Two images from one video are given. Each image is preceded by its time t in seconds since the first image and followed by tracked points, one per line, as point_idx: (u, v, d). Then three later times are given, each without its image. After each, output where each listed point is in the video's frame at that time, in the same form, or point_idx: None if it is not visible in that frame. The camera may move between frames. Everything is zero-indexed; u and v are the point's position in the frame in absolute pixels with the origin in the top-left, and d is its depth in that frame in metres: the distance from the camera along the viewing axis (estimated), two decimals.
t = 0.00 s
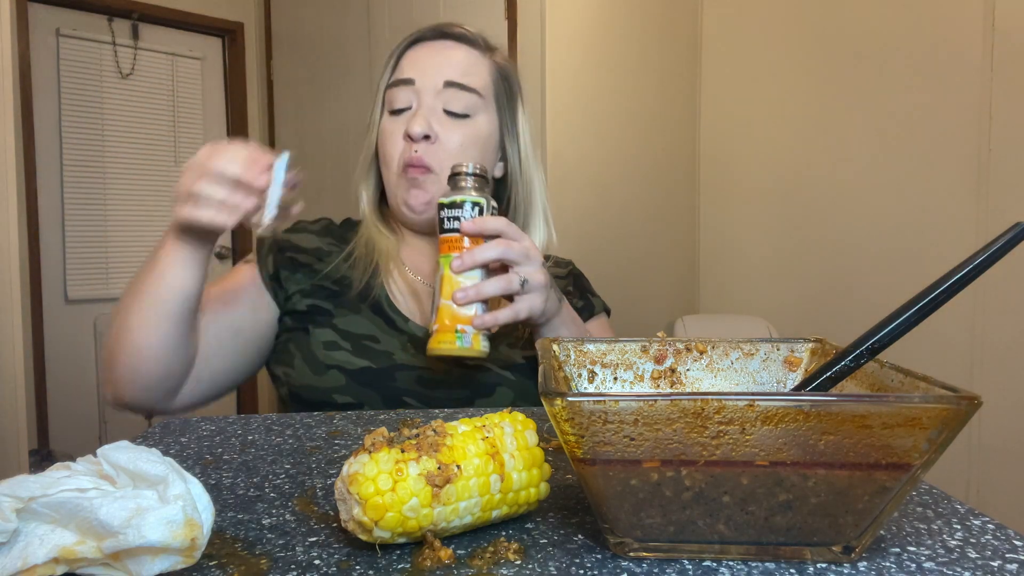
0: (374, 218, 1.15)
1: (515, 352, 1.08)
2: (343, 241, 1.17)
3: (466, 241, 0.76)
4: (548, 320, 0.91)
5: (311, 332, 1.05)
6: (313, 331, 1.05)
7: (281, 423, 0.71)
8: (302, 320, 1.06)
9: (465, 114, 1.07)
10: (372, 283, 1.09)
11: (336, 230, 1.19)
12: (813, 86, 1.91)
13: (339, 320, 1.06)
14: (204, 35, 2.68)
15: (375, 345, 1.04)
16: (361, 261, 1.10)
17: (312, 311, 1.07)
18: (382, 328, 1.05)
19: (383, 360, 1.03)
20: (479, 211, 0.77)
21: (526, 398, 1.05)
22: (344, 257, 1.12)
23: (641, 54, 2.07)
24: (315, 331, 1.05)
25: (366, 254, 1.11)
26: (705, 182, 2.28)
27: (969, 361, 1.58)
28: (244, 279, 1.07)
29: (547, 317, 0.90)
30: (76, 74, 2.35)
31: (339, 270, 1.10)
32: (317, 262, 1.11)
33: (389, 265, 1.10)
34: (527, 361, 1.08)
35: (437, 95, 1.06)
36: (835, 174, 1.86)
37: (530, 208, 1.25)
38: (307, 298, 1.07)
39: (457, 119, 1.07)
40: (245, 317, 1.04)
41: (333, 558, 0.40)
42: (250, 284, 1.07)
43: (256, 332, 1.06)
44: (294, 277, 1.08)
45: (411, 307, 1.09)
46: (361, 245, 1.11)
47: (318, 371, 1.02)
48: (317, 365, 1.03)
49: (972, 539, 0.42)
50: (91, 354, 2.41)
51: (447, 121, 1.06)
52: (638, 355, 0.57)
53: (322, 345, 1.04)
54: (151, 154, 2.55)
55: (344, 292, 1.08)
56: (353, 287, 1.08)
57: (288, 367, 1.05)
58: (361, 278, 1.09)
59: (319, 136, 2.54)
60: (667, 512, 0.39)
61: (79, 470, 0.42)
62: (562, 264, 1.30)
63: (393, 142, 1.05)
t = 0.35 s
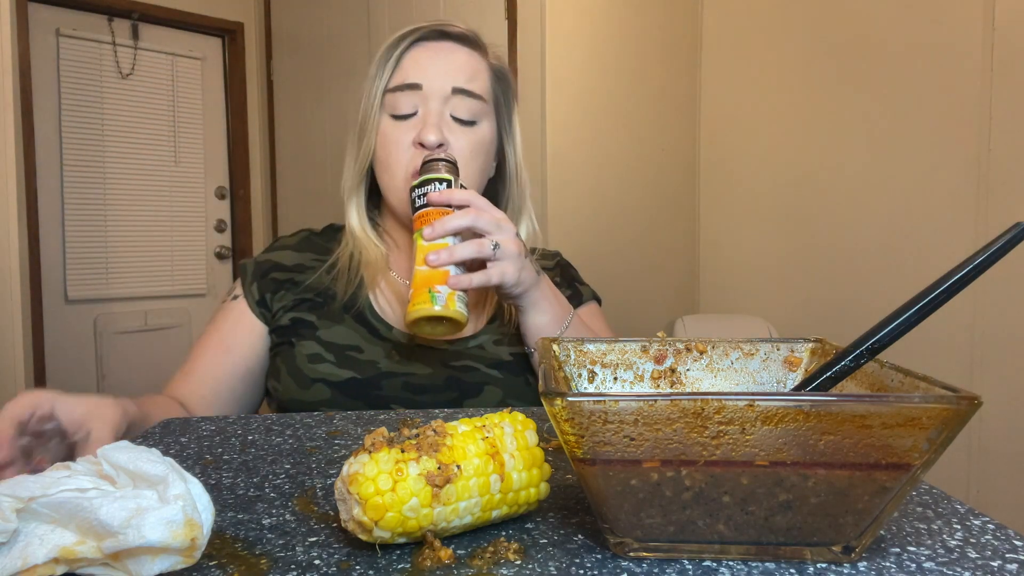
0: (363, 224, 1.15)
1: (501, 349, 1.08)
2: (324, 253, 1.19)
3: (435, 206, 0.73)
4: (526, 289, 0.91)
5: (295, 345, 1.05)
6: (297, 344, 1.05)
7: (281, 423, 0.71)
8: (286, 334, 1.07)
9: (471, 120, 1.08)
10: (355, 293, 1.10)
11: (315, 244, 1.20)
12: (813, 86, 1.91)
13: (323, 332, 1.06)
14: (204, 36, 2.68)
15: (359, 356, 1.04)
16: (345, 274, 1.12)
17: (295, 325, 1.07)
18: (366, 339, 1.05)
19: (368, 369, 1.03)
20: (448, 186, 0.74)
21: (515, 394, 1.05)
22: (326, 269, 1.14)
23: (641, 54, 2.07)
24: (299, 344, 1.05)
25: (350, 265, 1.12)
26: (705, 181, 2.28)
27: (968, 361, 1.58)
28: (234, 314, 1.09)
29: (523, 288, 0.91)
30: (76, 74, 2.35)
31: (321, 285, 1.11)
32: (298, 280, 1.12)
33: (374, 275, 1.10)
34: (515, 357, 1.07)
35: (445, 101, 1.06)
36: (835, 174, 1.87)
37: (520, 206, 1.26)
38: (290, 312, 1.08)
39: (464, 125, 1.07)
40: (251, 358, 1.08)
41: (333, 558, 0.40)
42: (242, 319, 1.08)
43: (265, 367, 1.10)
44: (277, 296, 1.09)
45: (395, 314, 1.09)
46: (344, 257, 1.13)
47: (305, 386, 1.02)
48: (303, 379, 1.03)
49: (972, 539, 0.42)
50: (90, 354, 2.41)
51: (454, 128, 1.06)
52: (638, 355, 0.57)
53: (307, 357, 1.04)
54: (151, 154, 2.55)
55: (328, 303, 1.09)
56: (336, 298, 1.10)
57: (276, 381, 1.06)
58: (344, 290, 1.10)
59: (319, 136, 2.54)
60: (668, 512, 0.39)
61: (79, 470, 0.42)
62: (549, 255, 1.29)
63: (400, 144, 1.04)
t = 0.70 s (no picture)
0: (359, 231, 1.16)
1: (495, 348, 1.08)
2: (314, 256, 1.18)
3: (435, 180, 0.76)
4: (521, 269, 0.97)
5: (288, 351, 1.06)
6: (290, 350, 1.06)
7: (281, 423, 0.71)
8: (278, 340, 1.07)
9: (471, 118, 1.08)
10: (346, 297, 1.10)
11: (305, 248, 1.20)
12: (813, 85, 1.91)
13: (315, 335, 1.06)
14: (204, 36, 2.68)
15: (352, 359, 1.04)
16: (336, 276, 1.12)
17: (287, 329, 1.08)
18: (359, 340, 1.06)
19: (362, 372, 1.03)
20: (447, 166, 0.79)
21: (511, 393, 1.05)
22: (315, 272, 1.14)
23: (640, 54, 2.07)
24: (291, 349, 1.05)
25: (340, 269, 1.13)
26: (705, 181, 2.28)
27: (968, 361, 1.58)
28: (225, 321, 1.08)
29: (520, 268, 0.96)
30: (76, 74, 2.35)
31: (312, 287, 1.12)
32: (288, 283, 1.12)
33: (365, 278, 1.11)
34: (508, 356, 1.08)
35: (446, 98, 1.06)
36: (834, 174, 1.87)
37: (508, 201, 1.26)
38: (282, 317, 1.08)
39: (464, 122, 1.07)
40: (245, 364, 1.08)
41: (333, 558, 0.40)
42: (233, 325, 1.08)
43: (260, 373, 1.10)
44: (268, 300, 1.09)
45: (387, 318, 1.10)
46: (335, 259, 1.14)
47: (297, 391, 1.02)
48: (295, 384, 1.02)
49: (972, 539, 0.42)
50: (90, 354, 2.41)
51: (455, 124, 1.06)
52: (638, 355, 0.57)
53: (299, 362, 1.04)
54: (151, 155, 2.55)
55: (320, 306, 1.10)
56: (327, 302, 1.10)
57: (269, 387, 1.05)
58: (335, 294, 1.11)
59: (318, 136, 2.54)
60: (668, 512, 0.39)
61: (79, 470, 0.42)
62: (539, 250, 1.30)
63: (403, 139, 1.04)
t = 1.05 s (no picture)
0: (354, 229, 1.16)
1: (490, 346, 1.08)
2: (309, 257, 1.18)
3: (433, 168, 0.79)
4: (515, 258, 0.99)
5: (283, 350, 1.05)
6: (285, 350, 1.05)
7: (281, 423, 0.71)
8: (273, 340, 1.07)
9: (465, 117, 1.09)
10: (341, 297, 1.10)
11: (298, 249, 1.20)
12: (813, 86, 1.91)
13: (310, 335, 1.06)
14: (204, 36, 2.68)
15: (347, 357, 1.04)
16: (331, 277, 1.12)
17: (282, 330, 1.07)
18: (355, 339, 1.06)
19: (358, 371, 1.03)
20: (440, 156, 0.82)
21: (507, 391, 1.05)
22: (310, 272, 1.13)
23: (640, 55, 2.07)
24: (286, 349, 1.05)
25: (335, 269, 1.13)
26: (705, 181, 2.28)
27: (968, 361, 1.58)
28: (219, 323, 1.08)
29: (516, 256, 0.98)
30: (76, 75, 2.35)
31: (307, 287, 1.11)
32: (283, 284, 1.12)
33: (360, 278, 1.11)
34: (504, 354, 1.08)
35: (441, 98, 1.07)
36: (835, 174, 1.87)
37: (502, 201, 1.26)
38: (277, 317, 1.08)
39: (458, 122, 1.08)
40: (242, 363, 1.08)
41: (332, 558, 0.40)
42: (228, 326, 1.08)
43: (257, 373, 1.10)
44: (264, 301, 1.09)
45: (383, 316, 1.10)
46: (330, 259, 1.14)
47: (293, 390, 1.02)
48: (291, 384, 1.02)
49: (972, 539, 0.42)
50: (90, 354, 2.41)
51: (449, 123, 1.07)
52: (638, 355, 0.57)
53: (294, 362, 1.04)
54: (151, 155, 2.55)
55: (315, 306, 1.09)
56: (322, 301, 1.09)
57: (265, 388, 1.05)
58: (330, 293, 1.10)
59: (318, 136, 2.54)
60: (667, 512, 0.39)
61: (79, 470, 0.42)
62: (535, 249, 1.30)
63: (398, 138, 1.05)
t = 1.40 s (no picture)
0: (354, 230, 1.16)
1: (489, 343, 1.08)
2: (308, 257, 1.18)
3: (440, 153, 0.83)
4: (519, 243, 0.99)
5: (281, 349, 1.05)
6: (283, 348, 1.05)
7: (281, 423, 0.71)
8: (271, 339, 1.06)
9: (463, 115, 1.09)
10: (339, 295, 1.10)
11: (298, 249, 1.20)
12: (813, 86, 1.91)
13: (309, 333, 1.06)
14: (204, 36, 2.68)
15: (346, 354, 1.04)
16: (330, 276, 1.12)
17: (281, 329, 1.07)
18: (353, 337, 1.05)
19: (357, 368, 1.03)
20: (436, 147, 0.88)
21: (505, 387, 1.05)
22: (309, 272, 1.13)
23: (640, 55, 2.07)
24: (285, 348, 1.05)
25: (333, 269, 1.13)
26: (705, 181, 2.28)
27: (968, 361, 1.58)
28: (219, 323, 1.08)
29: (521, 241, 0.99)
30: (76, 74, 2.35)
31: (305, 286, 1.11)
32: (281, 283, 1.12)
33: (359, 277, 1.12)
34: (503, 351, 1.08)
35: (439, 95, 1.07)
36: (835, 174, 1.87)
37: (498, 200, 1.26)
38: (275, 316, 1.07)
39: (456, 119, 1.08)
40: (241, 363, 1.08)
41: (332, 558, 0.40)
42: (227, 326, 1.08)
43: (256, 373, 1.10)
44: (263, 300, 1.09)
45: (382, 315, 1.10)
46: (329, 258, 1.14)
47: (292, 388, 1.02)
48: (290, 382, 1.02)
49: (972, 539, 0.42)
50: (91, 354, 2.41)
51: (447, 120, 1.07)
52: (638, 355, 0.57)
53: (293, 360, 1.03)
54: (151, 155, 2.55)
55: (313, 305, 1.09)
56: (320, 300, 1.09)
57: (264, 388, 1.05)
58: (328, 292, 1.10)
59: (318, 136, 2.54)
60: (668, 512, 0.39)
61: (79, 470, 0.42)
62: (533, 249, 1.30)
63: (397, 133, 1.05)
